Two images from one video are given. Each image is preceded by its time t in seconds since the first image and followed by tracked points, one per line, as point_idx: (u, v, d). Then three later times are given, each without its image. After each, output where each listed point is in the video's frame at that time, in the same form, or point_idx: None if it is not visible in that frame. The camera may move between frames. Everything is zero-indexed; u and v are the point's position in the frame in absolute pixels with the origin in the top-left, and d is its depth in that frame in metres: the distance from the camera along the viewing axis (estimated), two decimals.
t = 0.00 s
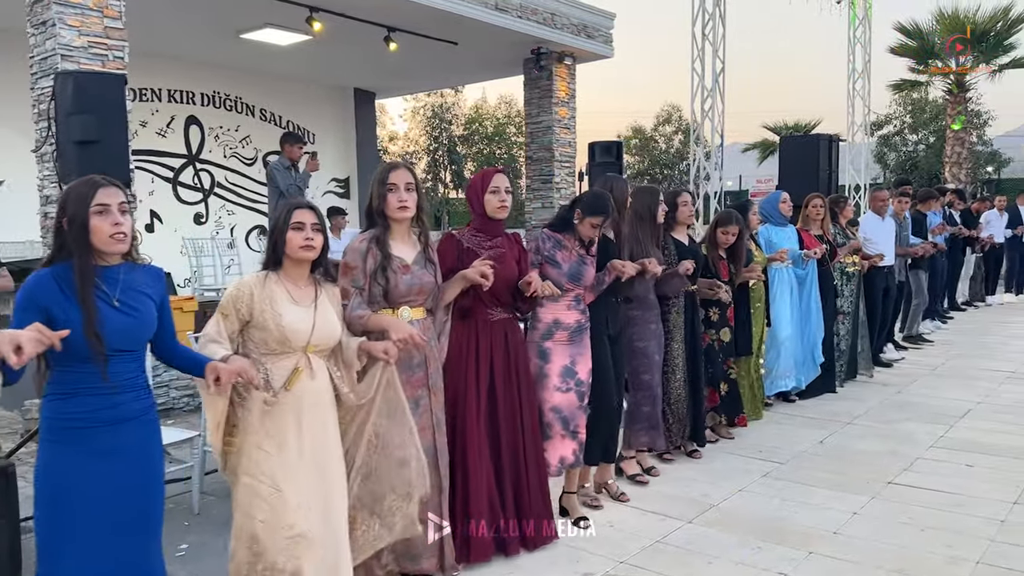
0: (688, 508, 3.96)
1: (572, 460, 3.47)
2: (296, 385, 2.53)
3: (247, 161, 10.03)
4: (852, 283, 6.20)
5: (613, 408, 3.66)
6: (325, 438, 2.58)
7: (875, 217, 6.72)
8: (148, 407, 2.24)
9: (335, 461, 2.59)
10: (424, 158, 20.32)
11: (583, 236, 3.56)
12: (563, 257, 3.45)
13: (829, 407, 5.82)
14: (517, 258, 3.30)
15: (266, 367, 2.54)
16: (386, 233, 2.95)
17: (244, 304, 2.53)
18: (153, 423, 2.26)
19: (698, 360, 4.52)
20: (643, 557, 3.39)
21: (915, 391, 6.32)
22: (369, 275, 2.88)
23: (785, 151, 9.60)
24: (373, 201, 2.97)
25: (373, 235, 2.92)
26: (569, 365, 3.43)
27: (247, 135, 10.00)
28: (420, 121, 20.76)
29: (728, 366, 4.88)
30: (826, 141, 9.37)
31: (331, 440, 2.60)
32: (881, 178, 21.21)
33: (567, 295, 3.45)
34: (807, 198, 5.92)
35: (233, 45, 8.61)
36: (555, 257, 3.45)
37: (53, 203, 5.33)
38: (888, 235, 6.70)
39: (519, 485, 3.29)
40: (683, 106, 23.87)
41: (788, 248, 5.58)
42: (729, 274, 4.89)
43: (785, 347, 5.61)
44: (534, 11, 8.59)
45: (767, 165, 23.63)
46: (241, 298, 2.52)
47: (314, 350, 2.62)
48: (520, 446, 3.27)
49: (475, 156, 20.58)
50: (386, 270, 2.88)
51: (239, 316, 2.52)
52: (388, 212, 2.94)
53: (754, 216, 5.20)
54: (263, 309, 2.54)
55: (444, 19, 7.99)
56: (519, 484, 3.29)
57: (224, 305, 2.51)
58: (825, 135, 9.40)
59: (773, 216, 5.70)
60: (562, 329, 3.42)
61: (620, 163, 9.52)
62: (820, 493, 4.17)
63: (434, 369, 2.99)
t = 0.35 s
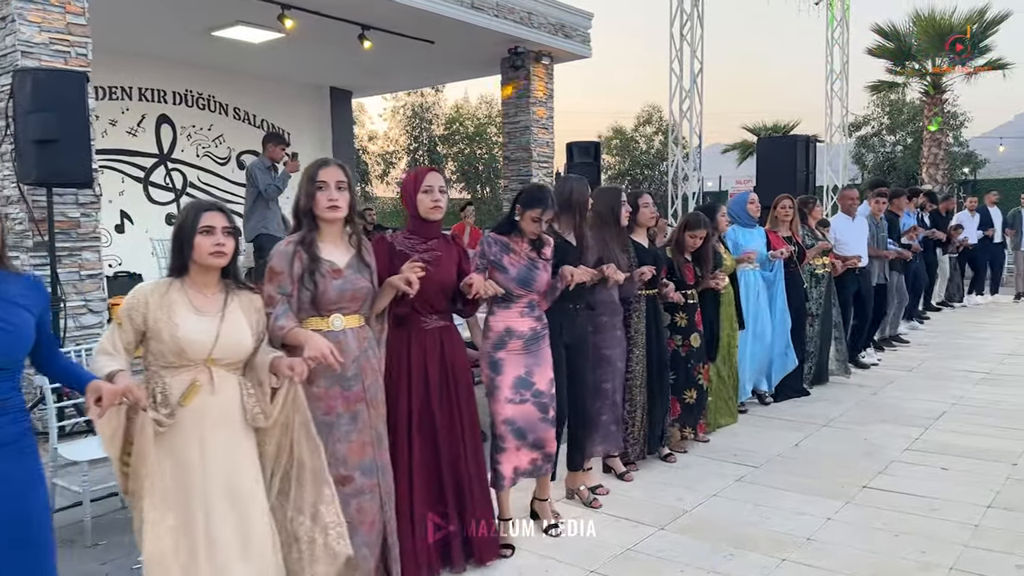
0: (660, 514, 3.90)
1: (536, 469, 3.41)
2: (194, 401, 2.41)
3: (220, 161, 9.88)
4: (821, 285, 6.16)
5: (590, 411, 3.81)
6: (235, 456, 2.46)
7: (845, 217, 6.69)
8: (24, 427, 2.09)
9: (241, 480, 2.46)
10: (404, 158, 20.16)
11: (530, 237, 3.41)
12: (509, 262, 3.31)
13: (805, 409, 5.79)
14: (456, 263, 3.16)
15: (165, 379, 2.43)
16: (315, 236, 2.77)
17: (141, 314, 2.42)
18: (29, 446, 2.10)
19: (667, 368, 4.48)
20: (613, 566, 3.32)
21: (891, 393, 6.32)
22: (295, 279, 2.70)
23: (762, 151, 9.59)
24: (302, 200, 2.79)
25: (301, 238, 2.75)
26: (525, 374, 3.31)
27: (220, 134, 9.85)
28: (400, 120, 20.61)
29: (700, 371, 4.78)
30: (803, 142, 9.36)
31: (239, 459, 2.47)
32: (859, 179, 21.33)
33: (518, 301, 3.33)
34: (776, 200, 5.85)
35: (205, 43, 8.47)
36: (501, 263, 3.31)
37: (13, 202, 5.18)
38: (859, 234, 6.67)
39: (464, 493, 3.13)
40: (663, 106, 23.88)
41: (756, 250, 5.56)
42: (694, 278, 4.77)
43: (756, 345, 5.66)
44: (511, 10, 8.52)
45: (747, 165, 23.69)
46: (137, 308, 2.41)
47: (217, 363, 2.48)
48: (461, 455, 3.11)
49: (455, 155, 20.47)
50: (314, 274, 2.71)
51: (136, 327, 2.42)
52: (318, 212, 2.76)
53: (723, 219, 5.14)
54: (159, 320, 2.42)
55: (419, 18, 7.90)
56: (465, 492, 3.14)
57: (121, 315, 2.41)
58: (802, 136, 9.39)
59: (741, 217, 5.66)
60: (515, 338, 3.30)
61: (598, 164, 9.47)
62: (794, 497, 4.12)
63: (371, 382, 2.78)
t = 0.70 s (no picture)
0: (634, 518, 3.82)
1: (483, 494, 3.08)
2: (94, 417, 2.22)
3: (196, 159, 9.75)
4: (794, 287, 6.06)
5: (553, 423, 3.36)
6: (150, 481, 2.27)
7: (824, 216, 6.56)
8: None
9: (160, 505, 2.29)
10: (387, 157, 20.02)
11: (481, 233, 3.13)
12: (455, 262, 3.07)
13: (783, 411, 5.73)
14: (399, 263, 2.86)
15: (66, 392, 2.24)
16: (234, 233, 2.49)
17: (34, 325, 2.21)
18: None
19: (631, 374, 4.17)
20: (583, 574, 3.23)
21: (870, 394, 6.27)
22: (212, 281, 2.42)
23: (743, 150, 9.54)
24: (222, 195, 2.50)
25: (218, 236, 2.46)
26: (474, 382, 3.05)
27: (196, 132, 9.71)
28: (383, 119, 20.48)
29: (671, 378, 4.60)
30: (784, 142, 9.32)
31: (157, 482, 2.29)
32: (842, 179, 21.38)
33: (467, 304, 3.09)
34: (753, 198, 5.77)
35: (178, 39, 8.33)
36: (448, 263, 3.07)
37: None
38: (838, 234, 6.55)
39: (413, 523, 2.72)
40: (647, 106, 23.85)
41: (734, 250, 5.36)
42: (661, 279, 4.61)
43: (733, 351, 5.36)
44: (489, 7, 8.41)
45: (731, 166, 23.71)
46: (29, 319, 2.20)
47: (120, 376, 2.27)
48: (410, 479, 2.70)
49: (439, 154, 20.36)
50: (229, 276, 2.42)
51: (30, 338, 2.21)
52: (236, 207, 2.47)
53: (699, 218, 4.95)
54: (53, 330, 2.21)
55: (396, 15, 7.78)
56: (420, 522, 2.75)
57: (15, 326, 2.20)
58: (783, 136, 9.35)
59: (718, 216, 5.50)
60: (461, 346, 3.06)
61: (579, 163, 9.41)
62: (770, 500, 4.05)
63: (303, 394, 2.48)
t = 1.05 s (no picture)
0: (607, 525, 3.73)
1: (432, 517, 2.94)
2: None
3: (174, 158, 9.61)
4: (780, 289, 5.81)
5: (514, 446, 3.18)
6: (48, 505, 2.05)
7: (813, 216, 6.52)
8: None
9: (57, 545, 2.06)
10: (373, 156, 19.90)
11: (430, 233, 2.96)
12: (403, 266, 2.89)
13: (764, 413, 5.66)
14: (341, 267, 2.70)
15: None
16: (157, 236, 2.33)
17: None
18: None
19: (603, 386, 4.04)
20: None
21: (852, 395, 6.21)
22: (129, 288, 2.26)
23: (727, 150, 9.48)
24: (143, 192, 2.33)
25: (139, 238, 2.30)
26: (424, 401, 2.90)
27: (174, 130, 9.57)
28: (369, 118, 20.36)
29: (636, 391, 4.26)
30: (768, 141, 9.27)
31: (52, 521, 2.06)
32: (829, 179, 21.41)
33: (418, 311, 2.90)
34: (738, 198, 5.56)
35: (152, 35, 8.19)
36: (395, 267, 2.90)
37: None
38: (826, 233, 6.51)
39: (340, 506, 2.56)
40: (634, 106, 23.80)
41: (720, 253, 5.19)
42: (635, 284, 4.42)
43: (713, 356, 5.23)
44: (471, 4, 8.31)
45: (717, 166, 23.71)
46: None
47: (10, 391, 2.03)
48: (336, 498, 2.53)
49: (425, 154, 20.26)
50: (149, 281, 2.26)
51: None
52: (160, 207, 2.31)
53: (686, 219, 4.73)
54: None
55: (374, 12, 7.67)
56: (344, 546, 2.57)
57: None
58: (767, 135, 9.30)
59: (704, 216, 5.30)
60: (410, 360, 2.89)
61: (562, 162, 9.33)
62: (747, 505, 3.97)
63: (222, 416, 2.31)
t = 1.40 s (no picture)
0: (587, 532, 3.64)
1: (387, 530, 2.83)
2: None
3: (158, 157, 9.49)
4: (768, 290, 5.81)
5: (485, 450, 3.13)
6: None
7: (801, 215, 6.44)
8: None
9: None
10: (363, 156, 19.79)
11: (386, 232, 2.83)
12: (358, 267, 2.75)
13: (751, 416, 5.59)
14: (287, 269, 2.56)
15: None
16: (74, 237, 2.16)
17: None
18: None
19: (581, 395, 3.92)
20: None
21: (840, 398, 6.15)
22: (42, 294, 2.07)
23: (717, 150, 9.42)
24: (58, 189, 2.17)
25: (55, 241, 2.13)
26: (379, 410, 2.77)
27: (158, 129, 9.45)
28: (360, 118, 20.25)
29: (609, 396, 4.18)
30: (757, 141, 9.22)
31: None
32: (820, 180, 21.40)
33: (377, 316, 2.77)
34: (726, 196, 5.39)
35: (133, 33, 8.06)
36: (350, 269, 2.75)
37: None
38: (813, 233, 6.45)
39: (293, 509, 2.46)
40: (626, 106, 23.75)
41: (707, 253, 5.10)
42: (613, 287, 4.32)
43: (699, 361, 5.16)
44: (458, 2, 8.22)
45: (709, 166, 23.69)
46: None
47: None
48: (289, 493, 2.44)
49: (416, 154, 20.16)
50: (69, 287, 2.09)
51: None
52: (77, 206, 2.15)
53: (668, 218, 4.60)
54: None
55: (360, 9, 7.57)
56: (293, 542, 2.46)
57: None
58: (756, 135, 9.26)
59: (688, 216, 5.16)
60: (368, 366, 2.76)
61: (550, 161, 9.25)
62: (731, 510, 3.90)
63: (152, 428, 2.15)
